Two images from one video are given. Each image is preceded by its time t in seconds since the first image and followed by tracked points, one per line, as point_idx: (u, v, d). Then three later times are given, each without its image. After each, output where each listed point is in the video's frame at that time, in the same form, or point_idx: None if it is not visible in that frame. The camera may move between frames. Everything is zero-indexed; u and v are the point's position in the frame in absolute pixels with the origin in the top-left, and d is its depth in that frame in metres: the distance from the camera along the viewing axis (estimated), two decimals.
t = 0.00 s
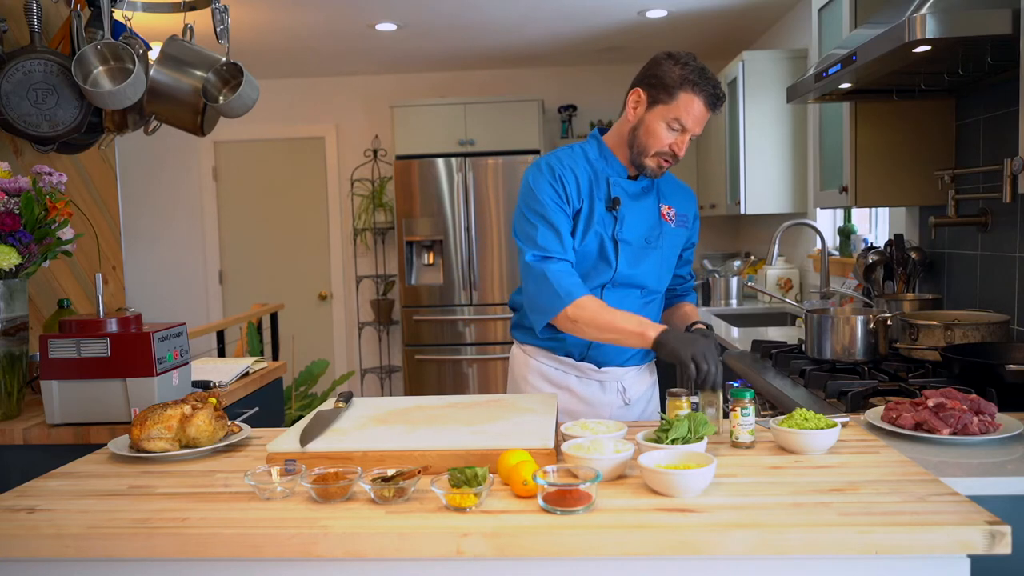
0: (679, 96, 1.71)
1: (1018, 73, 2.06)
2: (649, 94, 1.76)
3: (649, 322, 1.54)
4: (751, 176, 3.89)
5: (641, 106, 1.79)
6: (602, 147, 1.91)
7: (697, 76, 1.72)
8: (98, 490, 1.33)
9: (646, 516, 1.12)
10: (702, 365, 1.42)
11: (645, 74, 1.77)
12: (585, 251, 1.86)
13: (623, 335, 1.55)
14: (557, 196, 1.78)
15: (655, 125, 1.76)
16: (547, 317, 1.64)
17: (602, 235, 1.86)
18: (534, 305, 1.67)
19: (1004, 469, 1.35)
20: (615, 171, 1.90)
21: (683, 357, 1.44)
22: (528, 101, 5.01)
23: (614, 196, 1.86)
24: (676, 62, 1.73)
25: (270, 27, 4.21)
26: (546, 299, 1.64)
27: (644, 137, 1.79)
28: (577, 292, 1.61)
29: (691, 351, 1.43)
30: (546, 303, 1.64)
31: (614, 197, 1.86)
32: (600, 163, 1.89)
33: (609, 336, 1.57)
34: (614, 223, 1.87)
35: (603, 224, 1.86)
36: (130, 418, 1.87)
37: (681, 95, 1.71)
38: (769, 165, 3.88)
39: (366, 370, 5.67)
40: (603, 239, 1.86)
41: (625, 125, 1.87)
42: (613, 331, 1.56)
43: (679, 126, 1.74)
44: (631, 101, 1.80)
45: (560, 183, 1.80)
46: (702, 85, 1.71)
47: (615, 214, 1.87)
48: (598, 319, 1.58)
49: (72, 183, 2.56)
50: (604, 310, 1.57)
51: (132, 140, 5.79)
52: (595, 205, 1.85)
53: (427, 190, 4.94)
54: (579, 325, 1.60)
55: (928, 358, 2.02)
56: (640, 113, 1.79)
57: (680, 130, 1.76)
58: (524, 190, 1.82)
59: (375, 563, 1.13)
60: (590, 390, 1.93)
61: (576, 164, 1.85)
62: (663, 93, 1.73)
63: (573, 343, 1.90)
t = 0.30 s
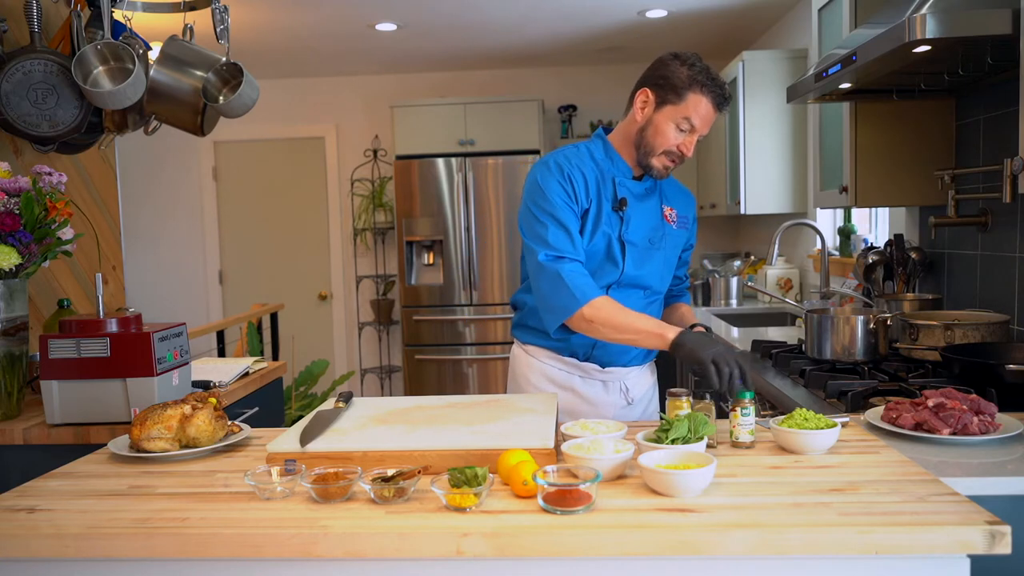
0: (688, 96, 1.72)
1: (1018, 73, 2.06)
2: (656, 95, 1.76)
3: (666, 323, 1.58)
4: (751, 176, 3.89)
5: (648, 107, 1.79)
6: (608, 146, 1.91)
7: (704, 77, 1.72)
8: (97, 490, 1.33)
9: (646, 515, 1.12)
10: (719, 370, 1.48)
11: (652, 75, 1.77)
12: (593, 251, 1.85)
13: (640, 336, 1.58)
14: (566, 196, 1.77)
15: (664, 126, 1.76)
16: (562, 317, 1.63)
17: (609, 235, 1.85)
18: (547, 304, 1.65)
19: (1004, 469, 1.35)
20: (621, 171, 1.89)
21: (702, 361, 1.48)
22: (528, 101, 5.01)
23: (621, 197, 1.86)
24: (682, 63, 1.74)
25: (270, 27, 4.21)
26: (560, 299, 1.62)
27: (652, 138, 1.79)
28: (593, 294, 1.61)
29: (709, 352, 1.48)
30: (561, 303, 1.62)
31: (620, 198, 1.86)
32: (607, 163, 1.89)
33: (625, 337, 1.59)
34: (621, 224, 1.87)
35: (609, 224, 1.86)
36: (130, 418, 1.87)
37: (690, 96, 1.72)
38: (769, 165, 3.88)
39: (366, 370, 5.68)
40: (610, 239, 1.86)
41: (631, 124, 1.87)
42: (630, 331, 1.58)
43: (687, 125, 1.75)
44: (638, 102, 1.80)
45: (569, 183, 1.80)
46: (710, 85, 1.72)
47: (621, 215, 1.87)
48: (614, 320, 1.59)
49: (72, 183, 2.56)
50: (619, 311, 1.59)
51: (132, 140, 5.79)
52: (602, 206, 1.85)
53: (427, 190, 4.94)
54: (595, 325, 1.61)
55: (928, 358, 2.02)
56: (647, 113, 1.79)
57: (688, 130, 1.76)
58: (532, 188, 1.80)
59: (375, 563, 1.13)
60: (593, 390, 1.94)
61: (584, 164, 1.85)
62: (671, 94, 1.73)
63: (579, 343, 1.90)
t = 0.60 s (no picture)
0: (684, 85, 1.73)
1: (1018, 73, 2.06)
2: (653, 88, 1.77)
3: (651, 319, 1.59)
4: (751, 177, 3.89)
5: (645, 102, 1.80)
6: (608, 146, 1.91)
7: (699, 66, 1.74)
8: (97, 490, 1.33)
9: (646, 515, 1.12)
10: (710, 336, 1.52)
11: (646, 70, 1.79)
12: (594, 253, 1.86)
13: (626, 331, 1.57)
14: (565, 199, 1.77)
15: (663, 117, 1.76)
16: (545, 322, 1.62)
17: (610, 237, 1.86)
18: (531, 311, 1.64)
19: (1004, 469, 1.35)
20: (623, 171, 1.90)
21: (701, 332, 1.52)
22: (528, 101, 5.01)
23: (622, 197, 1.86)
24: (676, 56, 1.76)
25: (270, 27, 4.21)
26: (543, 304, 1.62)
27: (651, 131, 1.79)
28: (577, 297, 1.61)
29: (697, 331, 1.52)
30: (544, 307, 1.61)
31: (622, 199, 1.86)
32: (608, 163, 1.89)
33: (613, 335, 1.59)
34: (623, 224, 1.87)
35: (611, 225, 1.86)
36: (130, 418, 1.87)
37: (686, 86, 1.73)
38: (769, 166, 3.88)
39: (366, 370, 5.68)
40: (613, 240, 1.86)
41: (629, 123, 1.88)
42: (616, 329, 1.58)
43: (686, 116, 1.76)
44: (634, 98, 1.81)
45: (568, 185, 1.79)
46: (705, 74, 1.74)
47: (623, 215, 1.87)
48: (600, 318, 1.59)
49: (72, 183, 2.56)
50: (604, 310, 1.58)
51: (132, 140, 5.79)
52: (604, 208, 1.85)
53: (427, 190, 4.94)
54: (581, 325, 1.60)
55: (928, 357, 2.02)
56: (645, 108, 1.80)
57: (687, 121, 1.77)
58: (531, 190, 1.80)
59: (375, 564, 1.13)
60: (595, 390, 1.93)
61: (583, 166, 1.85)
62: (668, 85, 1.74)
63: (582, 344, 1.90)
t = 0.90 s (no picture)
0: (664, 72, 1.73)
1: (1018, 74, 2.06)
2: (634, 80, 1.79)
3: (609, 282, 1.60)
4: (751, 177, 3.89)
5: (630, 94, 1.81)
6: (601, 144, 1.92)
7: (679, 54, 1.75)
8: (98, 490, 1.33)
9: (646, 515, 1.12)
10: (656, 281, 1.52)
11: (630, 63, 1.81)
12: (588, 251, 1.87)
13: (588, 299, 1.59)
14: (548, 199, 1.79)
15: (645, 106, 1.76)
16: (513, 310, 1.64)
17: (604, 234, 1.86)
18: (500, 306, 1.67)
19: (1004, 469, 1.35)
20: (616, 168, 1.90)
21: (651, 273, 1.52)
22: (528, 101, 5.01)
23: (616, 193, 1.86)
24: (657, 46, 1.77)
25: (270, 26, 4.21)
26: (509, 294, 1.64)
27: (636, 121, 1.80)
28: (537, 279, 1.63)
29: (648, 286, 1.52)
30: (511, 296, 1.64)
31: (616, 194, 1.86)
32: (600, 161, 1.90)
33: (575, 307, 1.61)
34: (617, 221, 1.87)
35: (605, 222, 1.86)
36: (130, 418, 1.87)
37: (665, 72, 1.73)
38: (769, 166, 3.88)
39: (366, 370, 5.68)
40: (607, 237, 1.86)
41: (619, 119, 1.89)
42: (578, 297, 1.60)
43: (668, 102, 1.75)
44: (620, 91, 1.83)
45: (551, 185, 1.80)
46: (685, 60, 1.73)
47: (618, 211, 1.86)
48: (561, 293, 1.60)
49: (72, 183, 2.56)
50: (561, 284, 1.60)
51: (132, 140, 5.79)
52: (596, 204, 1.85)
53: (427, 190, 4.94)
54: (546, 305, 1.62)
55: (928, 358, 2.02)
56: (630, 100, 1.81)
57: (670, 108, 1.76)
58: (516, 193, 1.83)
59: (375, 564, 1.13)
60: (598, 390, 1.93)
61: (573, 164, 1.85)
62: (648, 75, 1.75)
63: (582, 343, 1.91)
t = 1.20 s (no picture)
0: (660, 78, 1.72)
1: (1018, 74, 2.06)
2: (631, 82, 1.77)
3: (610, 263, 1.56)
4: (751, 177, 3.89)
5: (626, 95, 1.80)
6: (596, 144, 1.92)
7: (677, 59, 1.72)
8: (98, 490, 1.33)
9: (646, 515, 1.12)
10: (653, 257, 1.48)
11: (627, 64, 1.79)
12: (585, 249, 1.86)
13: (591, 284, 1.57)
14: (544, 197, 1.80)
15: (640, 111, 1.76)
16: (519, 310, 1.66)
17: (600, 232, 1.85)
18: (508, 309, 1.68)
19: (1004, 469, 1.35)
20: (613, 166, 1.90)
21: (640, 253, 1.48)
22: (528, 101, 5.01)
23: (613, 191, 1.86)
24: (656, 49, 1.75)
25: (270, 27, 4.21)
26: (513, 296, 1.66)
27: (631, 124, 1.79)
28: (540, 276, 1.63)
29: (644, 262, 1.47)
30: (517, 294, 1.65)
31: (612, 192, 1.86)
32: (597, 160, 1.90)
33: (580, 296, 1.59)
34: (614, 218, 1.86)
35: (602, 220, 1.86)
36: (130, 418, 1.87)
37: (662, 78, 1.72)
38: (769, 166, 3.88)
39: (366, 370, 5.68)
40: (603, 235, 1.85)
41: (615, 117, 1.88)
42: (580, 286, 1.57)
43: (663, 109, 1.74)
44: (616, 92, 1.82)
45: (548, 184, 1.81)
46: (682, 66, 1.71)
47: (614, 209, 1.86)
48: (564, 284, 1.59)
49: (72, 183, 2.56)
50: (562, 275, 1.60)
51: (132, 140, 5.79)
52: (592, 202, 1.85)
53: (427, 190, 4.94)
54: (552, 298, 1.62)
55: (928, 358, 2.02)
56: (626, 102, 1.80)
57: (665, 114, 1.75)
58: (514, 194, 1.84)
59: (375, 564, 1.13)
60: (595, 390, 1.93)
61: (568, 163, 1.86)
62: (645, 79, 1.74)
63: (579, 342, 1.91)
